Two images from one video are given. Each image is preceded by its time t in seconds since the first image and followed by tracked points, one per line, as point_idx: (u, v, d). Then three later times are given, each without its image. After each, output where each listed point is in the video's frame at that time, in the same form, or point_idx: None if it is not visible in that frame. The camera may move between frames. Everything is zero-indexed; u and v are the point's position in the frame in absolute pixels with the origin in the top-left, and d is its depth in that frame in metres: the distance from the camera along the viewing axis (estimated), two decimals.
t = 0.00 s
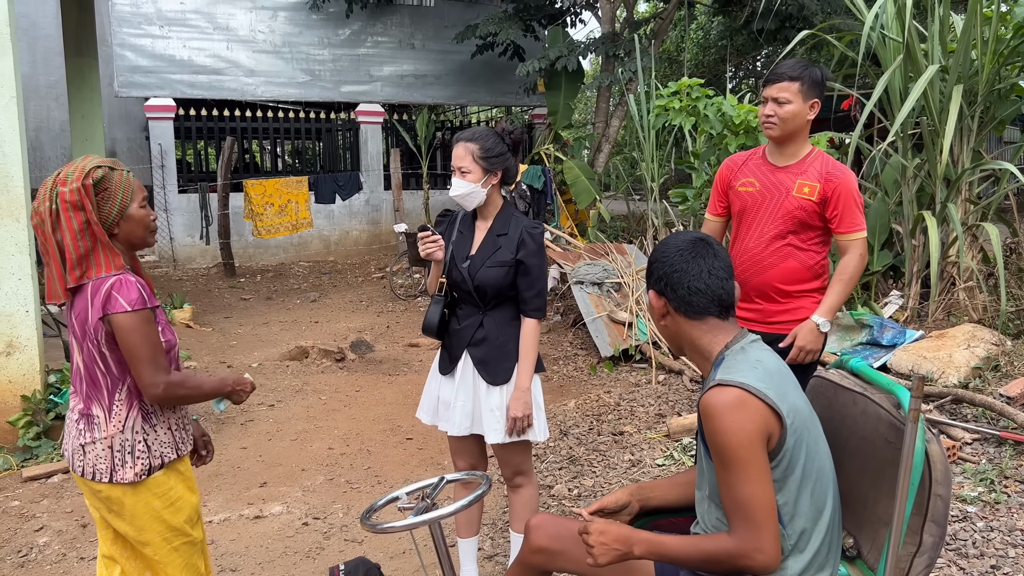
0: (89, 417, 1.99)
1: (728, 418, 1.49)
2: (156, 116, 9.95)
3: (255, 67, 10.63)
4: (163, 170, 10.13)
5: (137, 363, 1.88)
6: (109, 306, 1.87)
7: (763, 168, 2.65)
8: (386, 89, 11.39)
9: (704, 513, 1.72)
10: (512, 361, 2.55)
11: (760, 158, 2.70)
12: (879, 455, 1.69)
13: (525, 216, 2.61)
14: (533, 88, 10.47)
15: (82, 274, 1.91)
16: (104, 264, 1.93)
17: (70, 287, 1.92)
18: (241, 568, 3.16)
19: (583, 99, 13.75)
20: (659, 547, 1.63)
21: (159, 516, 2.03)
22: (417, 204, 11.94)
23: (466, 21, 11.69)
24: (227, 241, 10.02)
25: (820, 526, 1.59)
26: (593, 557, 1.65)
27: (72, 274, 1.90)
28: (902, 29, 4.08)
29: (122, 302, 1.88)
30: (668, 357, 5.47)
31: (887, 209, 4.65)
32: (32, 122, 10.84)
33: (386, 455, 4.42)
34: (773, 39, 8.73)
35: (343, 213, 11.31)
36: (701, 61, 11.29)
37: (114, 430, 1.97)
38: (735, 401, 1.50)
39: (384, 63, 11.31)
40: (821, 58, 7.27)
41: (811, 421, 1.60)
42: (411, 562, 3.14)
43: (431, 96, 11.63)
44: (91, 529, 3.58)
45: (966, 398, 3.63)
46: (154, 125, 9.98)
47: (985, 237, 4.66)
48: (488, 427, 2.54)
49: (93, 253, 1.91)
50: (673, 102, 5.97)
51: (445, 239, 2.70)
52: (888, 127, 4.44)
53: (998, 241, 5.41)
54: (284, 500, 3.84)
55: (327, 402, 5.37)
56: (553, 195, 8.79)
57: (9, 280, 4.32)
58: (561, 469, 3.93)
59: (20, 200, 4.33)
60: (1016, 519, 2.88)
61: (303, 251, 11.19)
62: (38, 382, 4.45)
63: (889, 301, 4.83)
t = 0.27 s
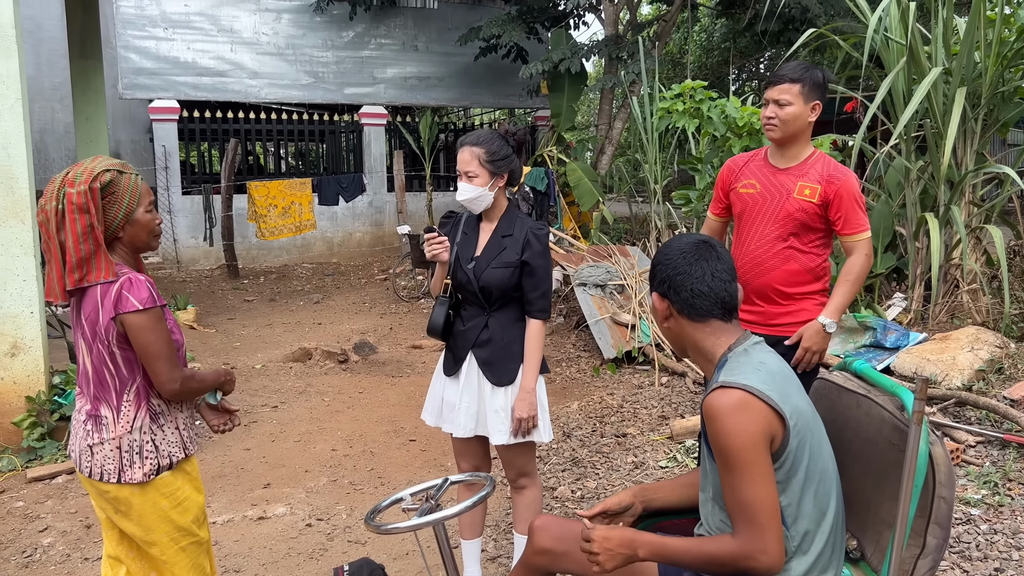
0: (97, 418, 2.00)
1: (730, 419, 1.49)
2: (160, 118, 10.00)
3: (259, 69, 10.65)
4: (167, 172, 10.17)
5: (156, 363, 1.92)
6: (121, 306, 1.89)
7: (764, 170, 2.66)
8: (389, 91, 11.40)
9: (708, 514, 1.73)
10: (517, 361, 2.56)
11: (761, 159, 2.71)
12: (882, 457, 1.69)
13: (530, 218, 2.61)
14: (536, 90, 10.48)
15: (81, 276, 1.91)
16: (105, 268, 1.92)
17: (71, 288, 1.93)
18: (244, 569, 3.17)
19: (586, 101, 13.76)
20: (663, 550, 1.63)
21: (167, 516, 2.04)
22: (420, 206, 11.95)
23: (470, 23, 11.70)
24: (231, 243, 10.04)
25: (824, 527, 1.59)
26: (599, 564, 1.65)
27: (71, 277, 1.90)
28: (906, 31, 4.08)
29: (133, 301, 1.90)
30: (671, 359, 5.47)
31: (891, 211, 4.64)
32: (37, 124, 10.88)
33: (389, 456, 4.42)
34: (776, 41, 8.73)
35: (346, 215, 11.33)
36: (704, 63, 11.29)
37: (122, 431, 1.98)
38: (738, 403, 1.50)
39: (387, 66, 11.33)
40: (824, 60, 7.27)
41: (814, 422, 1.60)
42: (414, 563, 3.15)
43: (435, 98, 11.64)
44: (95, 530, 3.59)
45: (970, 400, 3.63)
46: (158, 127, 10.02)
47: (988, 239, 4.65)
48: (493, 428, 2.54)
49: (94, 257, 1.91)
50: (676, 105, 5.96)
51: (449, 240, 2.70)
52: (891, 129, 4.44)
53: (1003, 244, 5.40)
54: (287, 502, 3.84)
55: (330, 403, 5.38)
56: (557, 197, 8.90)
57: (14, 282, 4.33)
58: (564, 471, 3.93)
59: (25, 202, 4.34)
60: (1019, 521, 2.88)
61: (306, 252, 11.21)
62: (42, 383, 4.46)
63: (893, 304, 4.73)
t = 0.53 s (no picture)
0: (101, 419, 2.01)
1: (733, 421, 1.50)
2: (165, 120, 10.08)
3: (262, 71, 10.67)
4: (171, 173, 10.25)
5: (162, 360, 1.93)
6: (126, 307, 1.90)
7: (762, 171, 2.67)
8: (393, 93, 11.42)
9: (711, 516, 1.73)
10: (520, 363, 2.57)
11: (760, 161, 2.73)
12: (885, 459, 1.69)
13: (534, 219, 2.62)
14: (539, 92, 10.49)
15: (87, 283, 1.92)
16: (110, 272, 1.93)
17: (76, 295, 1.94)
18: (247, 571, 3.17)
19: (589, 103, 13.77)
20: (665, 553, 1.64)
21: (170, 517, 2.04)
22: (423, 207, 11.96)
23: (473, 25, 11.71)
24: (234, 244, 10.06)
25: (827, 529, 1.59)
26: (602, 569, 1.66)
27: (76, 284, 1.92)
28: (909, 34, 4.08)
29: (138, 302, 1.91)
30: (674, 361, 5.47)
31: (894, 213, 4.65)
32: (41, 125, 10.92)
33: (392, 458, 4.43)
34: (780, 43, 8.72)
35: (349, 216, 11.34)
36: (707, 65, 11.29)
37: (125, 432, 1.99)
38: (741, 405, 1.50)
39: (391, 67, 11.34)
40: (828, 62, 7.26)
41: (817, 424, 1.60)
42: (417, 565, 3.15)
43: (438, 100, 11.65)
44: (99, 531, 3.60)
45: (974, 403, 3.62)
46: (162, 128, 10.14)
47: (992, 241, 4.64)
48: (495, 429, 2.54)
49: (98, 263, 1.92)
50: (679, 107, 6.00)
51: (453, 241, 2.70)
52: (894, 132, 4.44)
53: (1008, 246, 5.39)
54: (290, 503, 3.85)
55: (333, 405, 5.38)
56: (559, 199, 8.93)
57: (19, 283, 4.35)
58: (568, 473, 3.93)
59: (30, 204, 4.36)
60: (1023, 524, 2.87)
61: (310, 254, 11.22)
62: (46, 384, 4.47)
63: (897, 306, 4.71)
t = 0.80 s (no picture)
0: (104, 420, 2.01)
1: (736, 422, 1.49)
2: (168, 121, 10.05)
3: (266, 72, 10.69)
4: (175, 174, 10.26)
5: (166, 362, 1.95)
6: (128, 307, 1.91)
7: (760, 172, 2.68)
8: (396, 94, 11.43)
9: (713, 517, 1.73)
10: (522, 364, 2.56)
11: (758, 162, 2.73)
12: (889, 461, 1.69)
13: (536, 220, 2.62)
14: (542, 93, 10.49)
15: (87, 287, 1.92)
16: (109, 276, 1.92)
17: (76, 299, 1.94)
18: (250, 571, 3.18)
19: (592, 104, 13.77)
20: (667, 555, 1.63)
21: (173, 518, 2.05)
22: (426, 208, 11.96)
23: (476, 26, 11.72)
24: (238, 245, 10.07)
25: (830, 531, 1.59)
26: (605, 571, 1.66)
27: (76, 289, 1.92)
28: (912, 34, 4.08)
29: (139, 303, 1.92)
30: (677, 362, 5.47)
31: (897, 214, 4.65)
32: (45, 127, 10.95)
33: (395, 459, 4.43)
34: (783, 43, 8.71)
35: (353, 217, 11.34)
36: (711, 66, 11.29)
37: (128, 433, 1.99)
38: (744, 406, 1.50)
39: (394, 68, 11.35)
40: (832, 62, 7.25)
41: (820, 426, 1.60)
42: (420, 565, 3.15)
43: (441, 101, 11.66)
44: (103, 531, 3.60)
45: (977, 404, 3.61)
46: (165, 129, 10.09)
47: (996, 242, 4.63)
48: (497, 430, 2.54)
49: (97, 266, 1.92)
50: (682, 107, 6.01)
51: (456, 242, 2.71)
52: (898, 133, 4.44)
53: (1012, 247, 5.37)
54: (293, 504, 3.85)
55: (337, 405, 5.39)
56: (562, 200, 8.90)
57: (23, 283, 4.36)
58: (570, 474, 3.93)
59: (33, 205, 4.36)
60: None
61: (313, 255, 11.23)
62: (50, 385, 4.48)
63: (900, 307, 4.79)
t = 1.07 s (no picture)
0: (106, 420, 2.01)
1: (738, 421, 1.49)
2: (172, 121, 10.07)
3: (269, 72, 10.70)
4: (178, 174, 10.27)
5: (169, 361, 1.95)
6: (132, 306, 1.91)
7: (759, 174, 2.67)
8: (399, 94, 11.43)
9: (715, 517, 1.73)
10: (523, 364, 2.56)
11: (755, 163, 2.72)
12: (892, 461, 1.69)
13: (536, 220, 2.61)
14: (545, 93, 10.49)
15: (83, 289, 1.90)
16: (106, 279, 1.91)
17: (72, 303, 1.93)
18: (253, 571, 3.18)
19: (595, 104, 13.77)
20: (669, 555, 1.63)
21: (177, 517, 2.05)
22: (429, 209, 11.97)
23: (479, 26, 11.72)
24: (241, 245, 10.08)
25: (832, 531, 1.59)
26: (607, 572, 1.66)
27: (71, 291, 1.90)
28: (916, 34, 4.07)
29: (144, 301, 1.92)
30: (680, 362, 5.46)
31: (900, 214, 4.64)
32: (49, 127, 10.98)
33: (398, 459, 4.43)
34: (786, 43, 8.70)
35: (355, 217, 11.35)
36: (713, 65, 11.29)
37: (132, 432, 1.99)
38: (747, 405, 1.50)
39: (397, 69, 11.36)
40: (836, 62, 7.24)
41: (822, 425, 1.60)
42: (423, 565, 3.15)
43: (444, 101, 11.66)
44: (106, 531, 3.61)
45: (981, 404, 3.60)
46: (168, 130, 10.09)
47: (1000, 242, 4.62)
48: (499, 431, 2.54)
49: (95, 268, 1.90)
50: (685, 107, 6.00)
51: (457, 243, 2.71)
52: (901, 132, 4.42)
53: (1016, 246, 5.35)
54: (296, 504, 3.85)
55: (340, 405, 5.39)
56: (565, 200, 8.89)
57: (27, 283, 4.37)
58: (573, 474, 3.93)
59: (37, 205, 4.37)
60: None
61: (316, 255, 11.24)
62: (54, 385, 4.50)
63: (904, 307, 4.79)
